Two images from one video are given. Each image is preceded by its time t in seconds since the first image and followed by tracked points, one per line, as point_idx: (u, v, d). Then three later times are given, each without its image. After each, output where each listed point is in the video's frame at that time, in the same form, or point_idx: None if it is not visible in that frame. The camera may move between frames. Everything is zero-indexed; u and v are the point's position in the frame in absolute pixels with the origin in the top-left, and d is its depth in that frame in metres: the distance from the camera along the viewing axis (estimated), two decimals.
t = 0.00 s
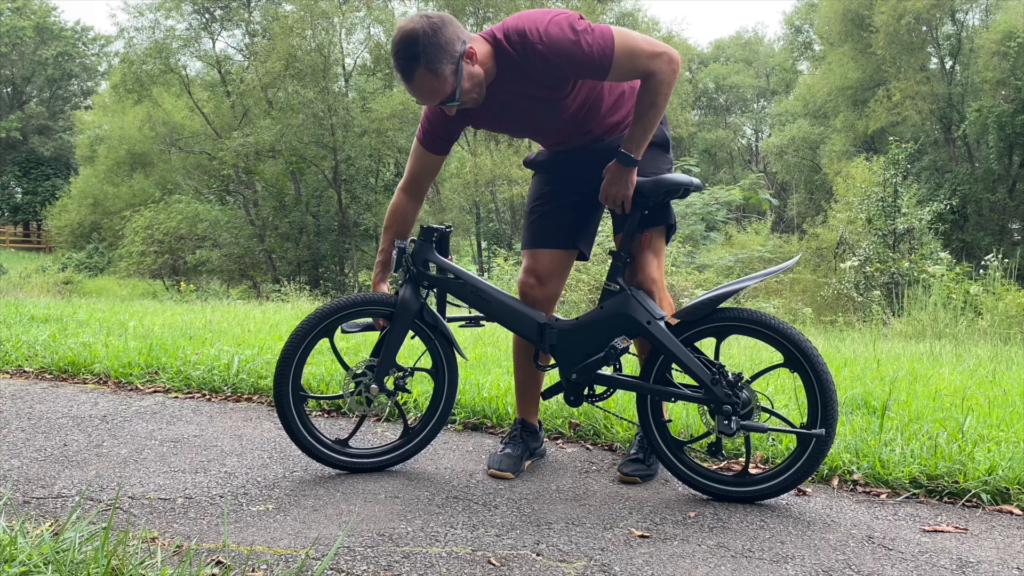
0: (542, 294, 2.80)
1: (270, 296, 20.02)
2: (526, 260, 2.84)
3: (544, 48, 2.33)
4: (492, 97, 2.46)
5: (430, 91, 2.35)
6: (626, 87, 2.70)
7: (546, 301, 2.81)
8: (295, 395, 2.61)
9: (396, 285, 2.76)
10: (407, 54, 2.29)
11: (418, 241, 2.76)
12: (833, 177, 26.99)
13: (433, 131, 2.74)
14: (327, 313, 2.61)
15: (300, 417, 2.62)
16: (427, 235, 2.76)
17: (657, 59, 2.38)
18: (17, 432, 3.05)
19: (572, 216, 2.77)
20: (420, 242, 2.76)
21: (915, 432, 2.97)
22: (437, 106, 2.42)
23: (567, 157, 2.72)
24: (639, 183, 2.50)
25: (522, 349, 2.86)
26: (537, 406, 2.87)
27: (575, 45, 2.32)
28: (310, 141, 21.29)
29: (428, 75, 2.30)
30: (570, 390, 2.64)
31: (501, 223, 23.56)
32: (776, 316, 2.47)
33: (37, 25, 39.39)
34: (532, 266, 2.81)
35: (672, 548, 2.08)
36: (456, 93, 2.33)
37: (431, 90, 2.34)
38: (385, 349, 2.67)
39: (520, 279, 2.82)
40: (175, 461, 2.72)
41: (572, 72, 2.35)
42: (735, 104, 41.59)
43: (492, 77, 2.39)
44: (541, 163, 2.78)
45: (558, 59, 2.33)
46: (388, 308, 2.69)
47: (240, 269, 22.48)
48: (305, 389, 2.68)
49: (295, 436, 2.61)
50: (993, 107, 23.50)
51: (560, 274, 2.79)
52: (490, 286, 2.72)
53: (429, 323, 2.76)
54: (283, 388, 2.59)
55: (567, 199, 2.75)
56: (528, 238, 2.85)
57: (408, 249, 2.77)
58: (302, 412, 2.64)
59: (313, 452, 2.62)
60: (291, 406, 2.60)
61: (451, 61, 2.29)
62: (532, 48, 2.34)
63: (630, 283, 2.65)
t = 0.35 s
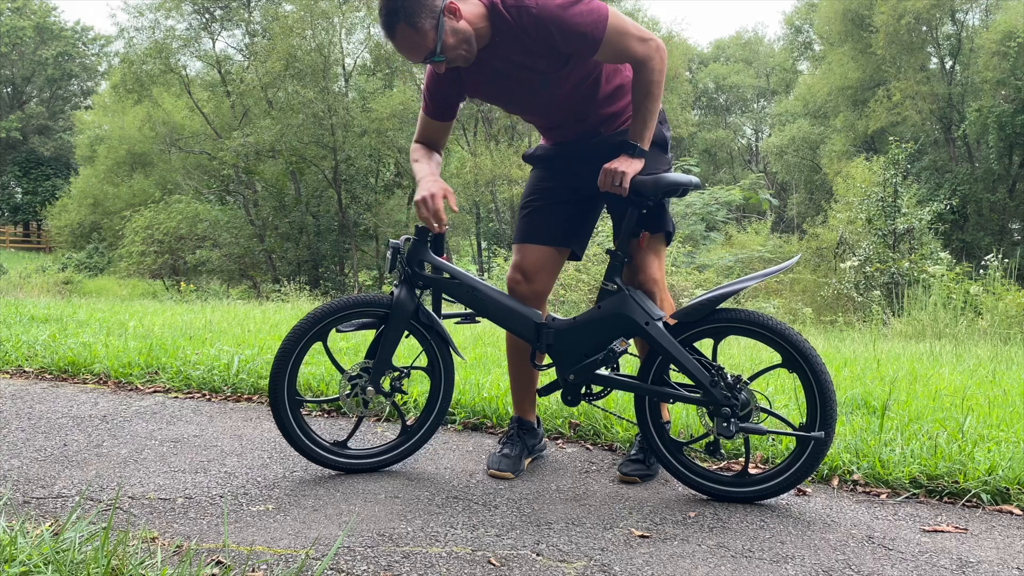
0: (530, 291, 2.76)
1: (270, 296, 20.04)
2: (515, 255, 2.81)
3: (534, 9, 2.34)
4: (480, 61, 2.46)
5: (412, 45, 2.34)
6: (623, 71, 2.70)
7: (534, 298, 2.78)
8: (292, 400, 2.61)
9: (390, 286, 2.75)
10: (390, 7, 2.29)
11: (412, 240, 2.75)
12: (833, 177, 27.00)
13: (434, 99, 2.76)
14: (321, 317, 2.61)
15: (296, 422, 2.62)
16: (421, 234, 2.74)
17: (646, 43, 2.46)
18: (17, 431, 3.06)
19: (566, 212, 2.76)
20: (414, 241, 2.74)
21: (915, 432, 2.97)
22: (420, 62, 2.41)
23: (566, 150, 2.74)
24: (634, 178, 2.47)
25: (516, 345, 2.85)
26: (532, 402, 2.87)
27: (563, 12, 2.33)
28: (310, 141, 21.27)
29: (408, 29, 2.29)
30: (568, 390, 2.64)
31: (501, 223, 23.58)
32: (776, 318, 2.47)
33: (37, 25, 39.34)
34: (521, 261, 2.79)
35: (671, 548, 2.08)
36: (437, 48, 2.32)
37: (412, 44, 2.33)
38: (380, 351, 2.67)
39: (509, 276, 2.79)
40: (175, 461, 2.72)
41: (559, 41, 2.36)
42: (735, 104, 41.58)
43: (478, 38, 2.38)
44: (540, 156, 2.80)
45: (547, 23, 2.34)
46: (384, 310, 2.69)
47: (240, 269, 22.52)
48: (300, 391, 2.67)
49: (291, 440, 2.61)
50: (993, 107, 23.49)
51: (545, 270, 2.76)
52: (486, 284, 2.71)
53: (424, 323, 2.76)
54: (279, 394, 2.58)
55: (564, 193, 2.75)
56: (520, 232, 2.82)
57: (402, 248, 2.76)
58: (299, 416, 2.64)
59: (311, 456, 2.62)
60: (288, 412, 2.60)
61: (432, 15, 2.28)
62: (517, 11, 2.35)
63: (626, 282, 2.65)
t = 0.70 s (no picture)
0: (528, 291, 2.76)
1: (270, 296, 20.05)
2: (515, 255, 2.79)
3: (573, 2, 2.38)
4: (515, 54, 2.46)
5: (450, 34, 2.32)
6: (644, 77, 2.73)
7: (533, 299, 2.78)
8: (289, 403, 2.61)
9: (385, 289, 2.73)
10: None
11: (407, 239, 2.71)
12: (833, 177, 27.00)
13: (463, 98, 2.75)
14: (317, 320, 2.60)
15: (294, 425, 2.61)
16: (415, 234, 2.71)
17: (677, 52, 2.52)
18: (17, 432, 3.05)
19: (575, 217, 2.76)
20: (409, 241, 2.71)
21: (915, 433, 2.97)
22: (455, 53, 2.39)
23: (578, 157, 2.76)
24: (643, 178, 2.43)
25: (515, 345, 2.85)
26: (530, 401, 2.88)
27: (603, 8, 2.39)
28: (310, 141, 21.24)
29: (446, 17, 2.27)
30: (568, 391, 2.63)
31: (501, 222, 23.57)
32: (777, 321, 2.47)
33: (37, 25, 39.30)
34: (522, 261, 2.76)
35: (671, 548, 2.08)
36: (474, 37, 2.30)
37: (451, 32, 2.31)
38: (377, 353, 2.67)
39: (508, 276, 2.78)
40: (175, 461, 2.72)
41: (596, 35, 2.39)
42: (735, 104, 41.57)
43: (514, 31, 2.38)
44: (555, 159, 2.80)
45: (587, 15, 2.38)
46: (379, 313, 2.67)
47: (240, 269, 22.51)
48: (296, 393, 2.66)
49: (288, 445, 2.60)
50: (993, 107, 23.48)
51: (548, 273, 2.76)
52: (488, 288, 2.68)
53: (421, 325, 2.75)
54: (275, 398, 2.58)
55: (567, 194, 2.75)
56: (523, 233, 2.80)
57: (395, 249, 2.72)
58: (295, 420, 2.63)
59: (310, 460, 2.62)
60: (284, 416, 2.59)
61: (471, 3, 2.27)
62: (555, 5, 2.38)
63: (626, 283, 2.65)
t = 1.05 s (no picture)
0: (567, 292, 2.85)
1: (270, 296, 20.05)
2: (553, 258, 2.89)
3: (611, 14, 2.43)
4: (551, 65, 2.53)
5: (488, 46, 2.39)
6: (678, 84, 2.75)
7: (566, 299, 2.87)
8: (282, 402, 2.62)
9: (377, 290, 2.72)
10: (470, 9, 2.34)
11: (400, 241, 2.69)
12: (833, 177, 27.00)
13: (501, 105, 2.84)
14: (308, 320, 2.61)
15: (287, 425, 2.62)
16: (409, 236, 2.67)
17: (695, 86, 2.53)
18: (17, 432, 3.06)
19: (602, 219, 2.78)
20: (403, 242, 2.68)
21: (915, 433, 2.97)
22: (492, 65, 2.46)
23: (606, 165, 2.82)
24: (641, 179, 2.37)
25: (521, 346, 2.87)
26: (533, 402, 2.84)
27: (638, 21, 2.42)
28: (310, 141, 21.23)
29: (485, 30, 2.34)
30: (561, 400, 2.61)
31: (501, 222, 23.56)
32: (774, 318, 2.49)
33: (37, 25, 39.30)
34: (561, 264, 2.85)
35: (672, 548, 2.08)
36: (512, 49, 2.37)
37: (490, 45, 2.38)
38: (370, 354, 2.66)
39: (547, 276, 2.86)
40: (175, 460, 2.73)
41: (628, 49, 2.44)
42: (735, 104, 41.58)
43: (551, 44, 2.45)
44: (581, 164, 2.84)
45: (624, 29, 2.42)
46: (370, 313, 2.66)
47: (240, 269, 22.52)
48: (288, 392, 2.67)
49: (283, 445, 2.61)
50: (993, 107, 23.47)
51: (588, 276, 2.84)
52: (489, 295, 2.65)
53: (414, 326, 2.72)
54: (267, 398, 2.59)
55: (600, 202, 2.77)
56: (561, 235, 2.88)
57: (388, 251, 2.71)
58: (288, 420, 2.64)
59: (305, 459, 2.62)
60: (277, 417, 2.60)
61: (511, 16, 2.34)
62: (596, 20, 2.44)
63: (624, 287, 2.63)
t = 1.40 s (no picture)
0: (568, 294, 2.94)
1: (270, 296, 20.05)
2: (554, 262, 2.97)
3: (618, 22, 2.44)
4: (555, 69, 2.52)
5: (495, 50, 2.36)
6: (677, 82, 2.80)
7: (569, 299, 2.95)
8: (276, 404, 2.62)
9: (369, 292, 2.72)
10: (476, 12, 2.30)
11: (392, 242, 2.69)
12: (833, 177, 27.00)
13: (500, 104, 2.82)
14: (299, 322, 2.60)
15: (281, 427, 2.62)
16: (402, 237, 2.70)
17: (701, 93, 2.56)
18: (17, 432, 3.05)
19: (595, 221, 2.84)
20: (395, 243, 2.68)
21: (915, 433, 2.97)
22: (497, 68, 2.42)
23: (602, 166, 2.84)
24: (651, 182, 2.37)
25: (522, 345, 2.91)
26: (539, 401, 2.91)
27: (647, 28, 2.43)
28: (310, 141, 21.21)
29: (494, 33, 2.31)
30: (555, 401, 2.60)
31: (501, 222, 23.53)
32: (768, 318, 2.50)
33: (37, 25, 39.31)
34: (559, 266, 2.94)
35: (671, 548, 2.08)
36: (520, 53, 2.35)
37: (497, 49, 2.35)
38: (362, 356, 2.65)
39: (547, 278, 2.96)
40: (174, 461, 2.72)
41: (634, 56, 2.44)
42: (735, 105, 41.58)
43: (556, 48, 2.45)
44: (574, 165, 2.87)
45: (629, 38, 2.43)
46: (362, 315, 2.66)
47: (240, 269, 22.49)
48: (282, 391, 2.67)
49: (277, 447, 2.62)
50: (993, 107, 23.46)
51: (586, 278, 2.91)
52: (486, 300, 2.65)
53: (406, 327, 2.71)
54: (259, 401, 2.59)
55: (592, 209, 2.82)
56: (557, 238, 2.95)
57: (379, 252, 2.69)
58: (282, 422, 2.64)
59: (301, 461, 2.62)
60: (271, 419, 2.60)
61: (519, 19, 2.31)
62: (604, 26, 2.45)
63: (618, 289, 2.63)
